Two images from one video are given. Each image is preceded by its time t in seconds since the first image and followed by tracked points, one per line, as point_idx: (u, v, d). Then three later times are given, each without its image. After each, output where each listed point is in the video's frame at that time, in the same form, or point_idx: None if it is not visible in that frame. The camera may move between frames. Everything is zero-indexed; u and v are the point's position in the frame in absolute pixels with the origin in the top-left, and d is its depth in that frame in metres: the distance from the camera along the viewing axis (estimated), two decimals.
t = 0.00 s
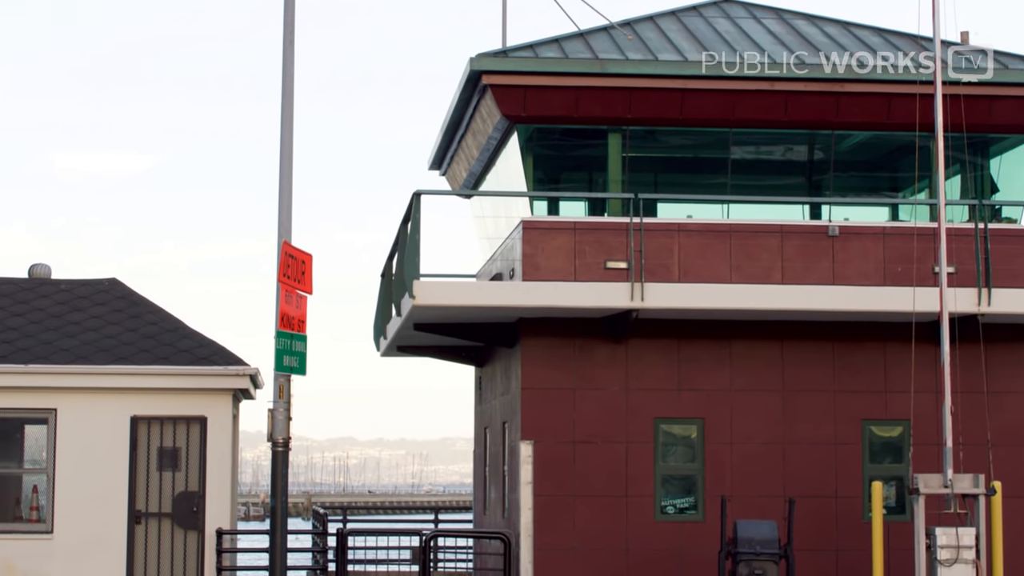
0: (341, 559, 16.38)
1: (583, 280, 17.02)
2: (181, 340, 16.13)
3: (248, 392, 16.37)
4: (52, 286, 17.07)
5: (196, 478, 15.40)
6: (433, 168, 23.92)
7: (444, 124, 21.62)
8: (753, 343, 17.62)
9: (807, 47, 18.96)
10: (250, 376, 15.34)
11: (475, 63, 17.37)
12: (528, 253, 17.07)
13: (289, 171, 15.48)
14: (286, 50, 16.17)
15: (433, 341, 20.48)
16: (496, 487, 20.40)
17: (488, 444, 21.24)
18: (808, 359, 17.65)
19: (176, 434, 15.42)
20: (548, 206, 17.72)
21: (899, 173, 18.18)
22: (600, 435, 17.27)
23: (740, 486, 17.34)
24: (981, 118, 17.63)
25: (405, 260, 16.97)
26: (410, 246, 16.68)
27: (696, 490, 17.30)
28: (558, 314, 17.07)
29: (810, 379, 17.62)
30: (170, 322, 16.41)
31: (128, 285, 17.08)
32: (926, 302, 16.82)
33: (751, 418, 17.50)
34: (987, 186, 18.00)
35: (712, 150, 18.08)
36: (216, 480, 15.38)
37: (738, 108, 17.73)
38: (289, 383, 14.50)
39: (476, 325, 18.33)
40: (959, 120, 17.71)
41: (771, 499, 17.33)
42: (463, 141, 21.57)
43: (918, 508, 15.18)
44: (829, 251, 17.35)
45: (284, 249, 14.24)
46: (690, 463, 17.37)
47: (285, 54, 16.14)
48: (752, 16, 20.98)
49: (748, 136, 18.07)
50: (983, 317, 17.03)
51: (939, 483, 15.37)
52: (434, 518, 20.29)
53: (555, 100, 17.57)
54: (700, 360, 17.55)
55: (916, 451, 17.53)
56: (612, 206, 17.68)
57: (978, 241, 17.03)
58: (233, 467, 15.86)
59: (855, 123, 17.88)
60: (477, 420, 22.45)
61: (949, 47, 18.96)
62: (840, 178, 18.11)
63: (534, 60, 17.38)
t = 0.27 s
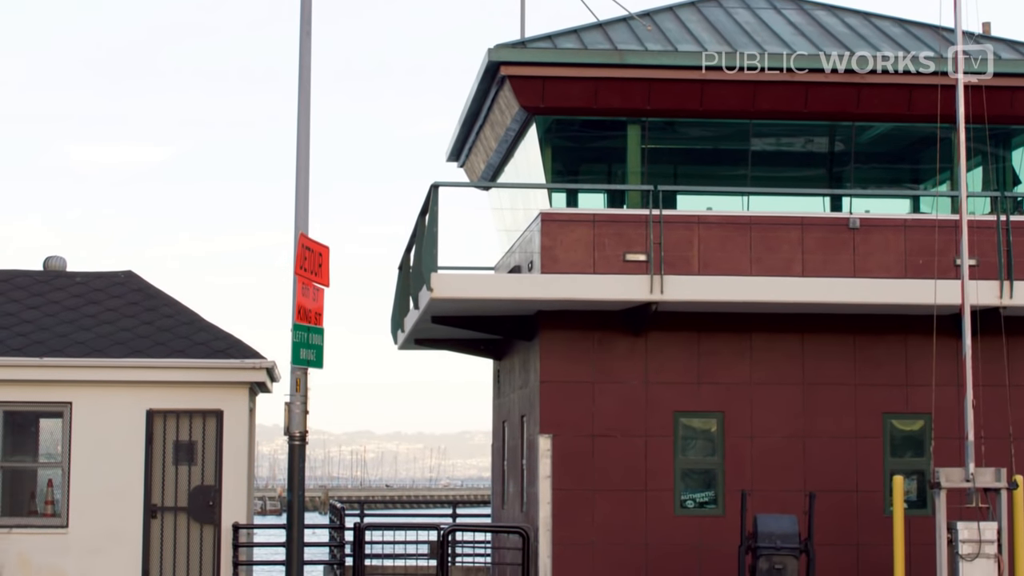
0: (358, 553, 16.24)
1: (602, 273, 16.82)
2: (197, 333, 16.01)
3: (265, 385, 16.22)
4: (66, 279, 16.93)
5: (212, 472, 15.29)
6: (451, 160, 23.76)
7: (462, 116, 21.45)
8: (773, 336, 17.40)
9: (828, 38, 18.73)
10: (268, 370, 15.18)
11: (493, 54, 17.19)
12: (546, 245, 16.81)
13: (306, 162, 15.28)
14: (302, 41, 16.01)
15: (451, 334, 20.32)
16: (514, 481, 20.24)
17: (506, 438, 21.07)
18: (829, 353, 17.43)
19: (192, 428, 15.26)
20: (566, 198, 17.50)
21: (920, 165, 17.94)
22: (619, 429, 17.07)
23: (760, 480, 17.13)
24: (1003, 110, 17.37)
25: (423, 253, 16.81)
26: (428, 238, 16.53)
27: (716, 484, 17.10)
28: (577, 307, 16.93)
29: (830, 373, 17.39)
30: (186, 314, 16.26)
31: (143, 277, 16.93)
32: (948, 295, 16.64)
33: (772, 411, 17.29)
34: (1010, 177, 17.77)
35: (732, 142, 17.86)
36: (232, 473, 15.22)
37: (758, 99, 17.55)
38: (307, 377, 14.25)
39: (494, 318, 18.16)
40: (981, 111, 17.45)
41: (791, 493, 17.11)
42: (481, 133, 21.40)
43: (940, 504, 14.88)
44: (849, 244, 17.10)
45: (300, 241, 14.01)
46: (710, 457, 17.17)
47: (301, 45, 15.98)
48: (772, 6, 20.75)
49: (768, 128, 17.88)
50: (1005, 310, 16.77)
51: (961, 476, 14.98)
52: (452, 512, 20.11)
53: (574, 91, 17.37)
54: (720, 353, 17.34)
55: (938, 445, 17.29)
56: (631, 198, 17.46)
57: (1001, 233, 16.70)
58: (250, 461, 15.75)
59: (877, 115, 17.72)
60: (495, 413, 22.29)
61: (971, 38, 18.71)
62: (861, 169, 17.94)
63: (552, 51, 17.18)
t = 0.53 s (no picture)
0: (375, 547, 16.12)
1: (621, 265, 16.62)
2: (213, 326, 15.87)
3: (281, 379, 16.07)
4: (82, 271, 16.77)
5: (229, 466, 15.12)
6: (469, 152, 23.60)
7: (480, 107, 21.27)
8: (794, 328, 17.19)
9: (849, 29, 18.50)
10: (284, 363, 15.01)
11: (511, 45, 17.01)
12: (565, 238, 16.64)
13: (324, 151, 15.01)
14: (319, 31, 15.86)
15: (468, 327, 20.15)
16: (532, 475, 20.07)
17: (525, 431, 20.91)
18: (849, 346, 17.22)
19: (208, 422, 15.13)
20: (585, 189, 17.24)
21: (942, 156, 17.80)
22: (638, 423, 16.88)
23: (780, 474, 16.94)
24: None
25: (440, 245, 16.65)
26: (446, 230, 16.36)
27: (736, 479, 16.92)
28: (596, 300, 16.73)
29: (851, 366, 17.19)
30: (202, 307, 16.12)
31: (159, 270, 16.77)
32: (970, 287, 16.38)
33: (792, 405, 17.08)
34: None
35: (752, 134, 17.66)
36: (249, 468, 15.06)
37: (778, 91, 17.33)
38: (324, 370, 14.04)
39: (512, 311, 17.99)
40: (1003, 103, 17.19)
41: (811, 487, 16.91)
42: (499, 125, 21.22)
43: (961, 497, 14.65)
44: (870, 236, 16.88)
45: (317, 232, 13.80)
46: (730, 451, 16.99)
47: (318, 36, 15.82)
48: None
49: (788, 119, 17.66)
50: None
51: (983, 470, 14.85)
52: (469, 507, 19.92)
53: (592, 82, 17.18)
54: (740, 346, 17.14)
55: (959, 438, 17.09)
56: (651, 189, 17.19)
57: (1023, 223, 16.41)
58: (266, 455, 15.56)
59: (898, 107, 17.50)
60: (513, 407, 22.13)
61: (993, 28, 18.46)
62: (882, 161, 17.73)
63: (571, 42, 16.98)
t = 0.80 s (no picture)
0: (392, 542, 15.99)
1: (640, 258, 16.44)
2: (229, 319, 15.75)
3: (298, 373, 15.93)
4: (97, 264, 16.60)
5: (245, 461, 14.85)
6: (487, 144, 23.44)
7: (498, 99, 21.09)
8: (814, 321, 16.99)
9: (869, 20, 18.29)
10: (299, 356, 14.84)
11: (529, 36, 16.83)
12: (584, 230, 16.43)
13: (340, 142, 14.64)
14: (335, 22, 15.70)
15: (486, 320, 19.99)
16: (551, 469, 19.91)
17: (543, 425, 20.76)
18: (870, 339, 17.02)
19: (224, 416, 14.88)
20: (604, 181, 17.00)
21: (963, 148, 17.54)
22: (657, 417, 16.70)
23: (800, 468, 16.74)
24: None
25: (458, 238, 16.47)
26: (464, 223, 16.21)
27: (756, 473, 16.72)
28: (616, 293, 16.51)
29: (871, 359, 16.98)
30: (218, 301, 15.98)
31: (175, 263, 16.61)
32: (991, 280, 16.13)
33: (813, 398, 16.89)
34: None
35: (772, 126, 17.45)
36: (265, 462, 14.78)
37: (798, 82, 17.15)
38: (341, 363, 13.82)
39: (530, 304, 17.82)
40: None
41: (831, 482, 16.72)
42: (517, 116, 21.04)
43: (981, 491, 14.42)
44: (891, 229, 16.65)
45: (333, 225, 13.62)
46: (749, 445, 16.78)
47: (334, 26, 15.66)
48: None
49: (808, 111, 17.43)
50: None
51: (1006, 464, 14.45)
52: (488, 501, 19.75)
53: (611, 74, 16.99)
54: (759, 340, 16.94)
55: (979, 432, 16.83)
56: (670, 181, 17.04)
57: None
58: (283, 450, 15.33)
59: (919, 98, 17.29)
60: (531, 401, 21.97)
61: (1015, 19, 18.24)
62: (903, 153, 17.48)
63: (589, 32, 16.80)
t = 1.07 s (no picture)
0: (409, 537, 15.86)
1: (659, 251, 16.18)
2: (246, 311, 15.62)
3: (315, 366, 15.81)
4: (112, 257, 16.49)
5: (262, 455, 14.74)
6: (504, 136, 23.28)
7: (516, 90, 20.92)
8: (834, 314, 16.79)
9: (890, 10, 18.08)
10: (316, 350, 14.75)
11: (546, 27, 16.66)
12: (602, 222, 16.22)
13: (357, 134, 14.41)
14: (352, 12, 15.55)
15: (504, 312, 19.83)
16: (569, 463, 19.74)
17: (562, 419, 20.59)
18: (891, 332, 16.81)
19: (240, 409, 14.80)
20: (623, 173, 16.78)
21: (984, 140, 17.35)
22: (676, 410, 16.52)
23: (820, 462, 16.54)
24: None
25: (476, 230, 16.31)
26: (482, 216, 16.05)
27: (776, 467, 16.51)
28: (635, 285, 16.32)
29: (892, 353, 16.78)
30: (234, 294, 15.87)
31: (190, 255, 16.50)
32: (1013, 273, 15.96)
33: (833, 392, 16.68)
34: None
35: (792, 117, 17.22)
36: (282, 456, 14.68)
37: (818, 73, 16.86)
38: (358, 356, 13.67)
39: (549, 296, 17.65)
40: None
41: (851, 476, 16.51)
42: (535, 108, 20.87)
43: (1004, 487, 14.15)
44: (912, 221, 16.43)
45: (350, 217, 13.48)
46: (769, 439, 16.57)
47: (351, 17, 15.52)
48: None
49: (828, 102, 17.21)
50: None
51: None
52: (506, 496, 19.60)
53: (630, 65, 16.81)
54: (780, 333, 16.73)
55: (1002, 427, 16.63)
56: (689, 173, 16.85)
57: None
58: (299, 443, 15.20)
59: (940, 88, 17.02)
60: (550, 394, 21.81)
61: None
62: (924, 145, 17.24)
63: (608, 23, 16.62)
